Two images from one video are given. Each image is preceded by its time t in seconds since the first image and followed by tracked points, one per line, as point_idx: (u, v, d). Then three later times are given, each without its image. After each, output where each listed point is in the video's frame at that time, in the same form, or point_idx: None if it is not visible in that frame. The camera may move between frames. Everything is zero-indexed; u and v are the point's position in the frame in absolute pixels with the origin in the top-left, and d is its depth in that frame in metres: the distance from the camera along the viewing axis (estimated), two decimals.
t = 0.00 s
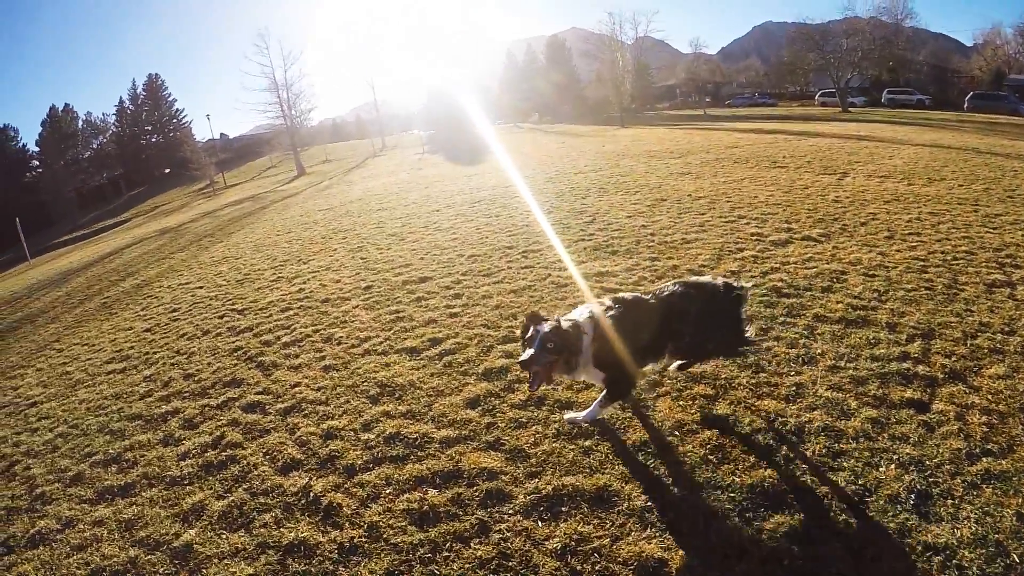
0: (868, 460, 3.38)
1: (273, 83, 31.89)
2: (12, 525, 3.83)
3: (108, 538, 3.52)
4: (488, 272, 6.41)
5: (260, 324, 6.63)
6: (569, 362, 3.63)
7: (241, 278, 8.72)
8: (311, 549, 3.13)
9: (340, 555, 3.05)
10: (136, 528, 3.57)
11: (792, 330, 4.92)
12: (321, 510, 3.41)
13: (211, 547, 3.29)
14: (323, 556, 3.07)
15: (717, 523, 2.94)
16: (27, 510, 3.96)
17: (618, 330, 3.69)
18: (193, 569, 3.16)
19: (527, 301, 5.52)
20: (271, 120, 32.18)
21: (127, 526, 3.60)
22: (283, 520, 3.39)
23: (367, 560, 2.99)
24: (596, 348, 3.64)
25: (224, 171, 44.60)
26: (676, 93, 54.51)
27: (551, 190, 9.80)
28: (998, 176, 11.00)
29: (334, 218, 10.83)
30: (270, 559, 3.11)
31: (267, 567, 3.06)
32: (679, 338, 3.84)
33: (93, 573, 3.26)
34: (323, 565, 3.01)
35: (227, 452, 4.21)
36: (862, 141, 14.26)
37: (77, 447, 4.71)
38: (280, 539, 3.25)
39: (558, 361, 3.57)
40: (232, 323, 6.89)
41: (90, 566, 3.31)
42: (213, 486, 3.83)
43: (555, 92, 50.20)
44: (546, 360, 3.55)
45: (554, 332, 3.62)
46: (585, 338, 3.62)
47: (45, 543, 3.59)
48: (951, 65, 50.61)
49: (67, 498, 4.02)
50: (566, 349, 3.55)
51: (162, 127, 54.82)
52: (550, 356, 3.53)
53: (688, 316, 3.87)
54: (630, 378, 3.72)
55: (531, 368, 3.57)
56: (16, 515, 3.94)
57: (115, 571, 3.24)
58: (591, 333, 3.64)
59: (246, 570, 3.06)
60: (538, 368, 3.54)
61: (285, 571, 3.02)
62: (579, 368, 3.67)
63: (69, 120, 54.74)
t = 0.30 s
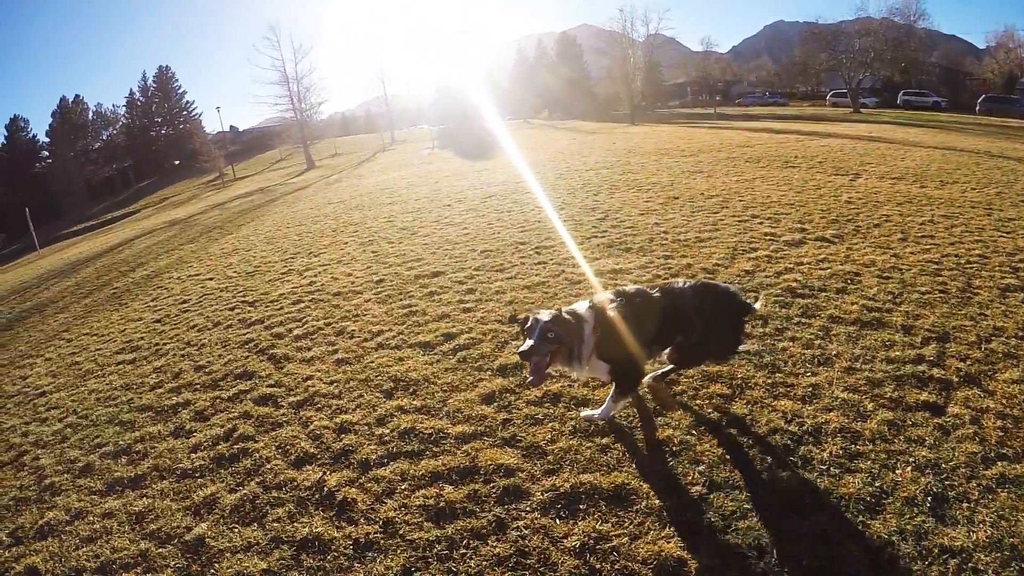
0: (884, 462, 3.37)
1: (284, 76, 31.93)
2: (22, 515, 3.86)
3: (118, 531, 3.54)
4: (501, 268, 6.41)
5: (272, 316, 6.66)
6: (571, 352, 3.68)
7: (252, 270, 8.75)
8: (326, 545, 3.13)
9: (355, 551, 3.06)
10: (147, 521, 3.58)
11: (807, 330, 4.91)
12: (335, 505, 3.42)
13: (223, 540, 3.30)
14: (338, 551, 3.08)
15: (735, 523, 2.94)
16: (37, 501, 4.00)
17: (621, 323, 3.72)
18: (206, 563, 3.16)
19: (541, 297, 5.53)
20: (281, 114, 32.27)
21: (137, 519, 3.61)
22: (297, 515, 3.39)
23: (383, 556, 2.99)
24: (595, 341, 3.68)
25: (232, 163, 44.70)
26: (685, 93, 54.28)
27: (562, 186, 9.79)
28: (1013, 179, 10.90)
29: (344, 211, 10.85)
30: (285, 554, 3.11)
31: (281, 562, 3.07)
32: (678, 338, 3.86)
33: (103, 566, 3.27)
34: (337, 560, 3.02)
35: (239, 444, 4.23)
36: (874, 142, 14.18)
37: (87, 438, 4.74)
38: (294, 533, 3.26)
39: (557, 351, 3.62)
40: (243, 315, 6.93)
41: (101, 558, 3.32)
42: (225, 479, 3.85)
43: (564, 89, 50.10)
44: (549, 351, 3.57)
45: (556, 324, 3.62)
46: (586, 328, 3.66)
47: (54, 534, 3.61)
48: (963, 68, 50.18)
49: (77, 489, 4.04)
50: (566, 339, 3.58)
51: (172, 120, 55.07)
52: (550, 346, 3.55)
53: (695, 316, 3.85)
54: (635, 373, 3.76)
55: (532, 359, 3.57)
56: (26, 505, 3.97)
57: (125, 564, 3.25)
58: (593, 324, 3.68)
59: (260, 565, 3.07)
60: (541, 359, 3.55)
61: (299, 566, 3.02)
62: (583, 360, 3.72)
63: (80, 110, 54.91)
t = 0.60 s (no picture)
0: (902, 465, 3.37)
1: (297, 65, 31.93)
2: (30, 500, 3.87)
3: (128, 518, 3.54)
4: (516, 262, 6.42)
5: (284, 304, 6.68)
6: (578, 336, 3.76)
7: (263, 258, 8.77)
8: (341, 537, 3.13)
9: (371, 544, 3.05)
10: (158, 509, 3.58)
11: (824, 332, 4.90)
12: (351, 496, 3.43)
13: (236, 530, 3.29)
14: (353, 544, 3.07)
15: (755, 522, 2.95)
16: (46, 486, 4.02)
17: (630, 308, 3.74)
18: (218, 552, 3.16)
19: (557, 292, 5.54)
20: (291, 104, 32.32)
21: (148, 506, 3.62)
22: (311, 506, 3.39)
23: (400, 549, 2.99)
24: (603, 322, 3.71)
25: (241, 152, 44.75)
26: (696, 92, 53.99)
27: (576, 181, 9.78)
28: None
29: (357, 201, 10.87)
30: (299, 545, 3.11)
31: (296, 553, 3.06)
32: (684, 340, 3.90)
33: (113, 553, 3.27)
34: (354, 552, 3.02)
35: (252, 433, 4.24)
36: (889, 145, 14.09)
37: (96, 424, 4.76)
38: (309, 525, 3.25)
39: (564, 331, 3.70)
40: (256, 303, 6.95)
41: (110, 545, 3.32)
42: (238, 468, 3.86)
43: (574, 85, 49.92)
44: (554, 332, 3.66)
45: (566, 306, 3.69)
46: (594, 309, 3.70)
47: (63, 520, 3.61)
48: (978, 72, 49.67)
49: (86, 475, 4.06)
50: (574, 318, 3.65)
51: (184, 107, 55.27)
52: (557, 325, 3.66)
53: (706, 315, 3.94)
54: (641, 366, 3.75)
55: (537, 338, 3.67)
56: (35, 490, 3.98)
57: (135, 552, 3.24)
58: (603, 308, 3.71)
59: (274, 555, 3.06)
60: (546, 339, 3.65)
61: (314, 557, 3.02)
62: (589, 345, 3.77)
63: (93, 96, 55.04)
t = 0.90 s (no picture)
0: (918, 465, 3.37)
1: (306, 57, 31.96)
2: (37, 490, 3.89)
3: (137, 509, 3.55)
4: (529, 256, 6.43)
5: (295, 295, 6.70)
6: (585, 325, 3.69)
7: (273, 249, 8.79)
8: (355, 531, 3.14)
9: (386, 538, 3.06)
10: (167, 500, 3.59)
11: (838, 331, 4.90)
12: (365, 490, 3.43)
13: (247, 523, 3.30)
14: (368, 538, 3.08)
15: (774, 520, 2.96)
16: (54, 476, 4.03)
17: (638, 300, 3.79)
18: (229, 545, 3.16)
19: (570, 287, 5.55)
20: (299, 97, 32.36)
21: (157, 498, 3.63)
22: (324, 499, 3.40)
23: (415, 544, 3.00)
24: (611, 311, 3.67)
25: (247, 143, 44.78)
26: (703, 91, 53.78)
27: (587, 177, 9.77)
28: None
29: (366, 193, 10.88)
30: (312, 539, 3.12)
31: (309, 547, 3.07)
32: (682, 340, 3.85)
33: (122, 545, 3.27)
34: (368, 546, 3.02)
35: (263, 425, 4.26)
36: (900, 146, 14.02)
37: (105, 414, 4.78)
38: (322, 518, 3.26)
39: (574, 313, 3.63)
40: (266, 293, 6.97)
41: (119, 537, 3.33)
42: (249, 460, 3.87)
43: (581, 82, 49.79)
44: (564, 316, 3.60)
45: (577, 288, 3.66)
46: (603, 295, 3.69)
47: (70, 511, 3.62)
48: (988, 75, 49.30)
49: (94, 466, 4.08)
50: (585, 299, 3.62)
51: (192, 97, 55.36)
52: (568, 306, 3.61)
53: (706, 314, 3.86)
54: (642, 362, 3.78)
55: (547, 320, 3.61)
56: (42, 480, 4.00)
57: (145, 544, 3.25)
58: (612, 298, 3.71)
59: (287, 549, 3.06)
60: (555, 321, 3.59)
61: (326, 551, 3.03)
62: (596, 335, 3.70)
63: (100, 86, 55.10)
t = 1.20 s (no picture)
0: (939, 461, 3.37)
1: (314, 52, 31.95)
2: (51, 485, 3.91)
3: (154, 505, 3.57)
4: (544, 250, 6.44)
5: (308, 288, 6.72)
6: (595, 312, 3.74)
7: (285, 242, 8.82)
8: (376, 526, 3.16)
9: (408, 534, 3.08)
10: (183, 496, 3.61)
11: (856, 327, 4.90)
12: (385, 485, 3.45)
13: (266, 518, 3.32)
14: (390, 533, 3.10)
15: (801, 515, 2.98)
16: (67, 470, 4.06)
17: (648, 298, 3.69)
18: (248, 541, 3.18)
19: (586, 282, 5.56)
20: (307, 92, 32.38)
21: (173, 493, 3.65)
22: (345, 494, 3.42)
23: (439, 539, 3.02)
24: (626, 298, 3.66)
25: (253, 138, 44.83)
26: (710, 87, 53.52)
27: (598, 172, 9.76)
28: None
29: (377, 188, 10.89)
30: (332, 535, 3.14)
31: (331, 543, 3.09)
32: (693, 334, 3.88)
33: (138, 541, 3.30)
34: (391, 542, 3.04)
35: (281, 419, 4.28)
36: (911, 143, 13.94)
37: (119, 409, 4.81)
38: (343, 513, 3.28)
39: (587, 296, 3.71)
40: (279, 287, 6.99)
41: (136, 533, 3.36)
42: (267, 455, 3.89)
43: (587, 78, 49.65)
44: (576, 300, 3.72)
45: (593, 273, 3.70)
46: (619, 281, 3.70)
47: (85, 506, 3.65)
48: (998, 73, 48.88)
49: (109, 461, 4.10)
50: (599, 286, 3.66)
51: (200, 91, 55.45)
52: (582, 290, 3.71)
53: (712, 308, 3.93)
54: (643, 359, 3.76)
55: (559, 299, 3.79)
56: (55, 475, 4.03)
57: (162, 540, 3.28)
58: (625, 293, 3.66)
59: (308, 545, 3.08)
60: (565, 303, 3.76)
61: (347, 547, 3.05)
62: (601, 326, 3.75)
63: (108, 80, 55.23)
